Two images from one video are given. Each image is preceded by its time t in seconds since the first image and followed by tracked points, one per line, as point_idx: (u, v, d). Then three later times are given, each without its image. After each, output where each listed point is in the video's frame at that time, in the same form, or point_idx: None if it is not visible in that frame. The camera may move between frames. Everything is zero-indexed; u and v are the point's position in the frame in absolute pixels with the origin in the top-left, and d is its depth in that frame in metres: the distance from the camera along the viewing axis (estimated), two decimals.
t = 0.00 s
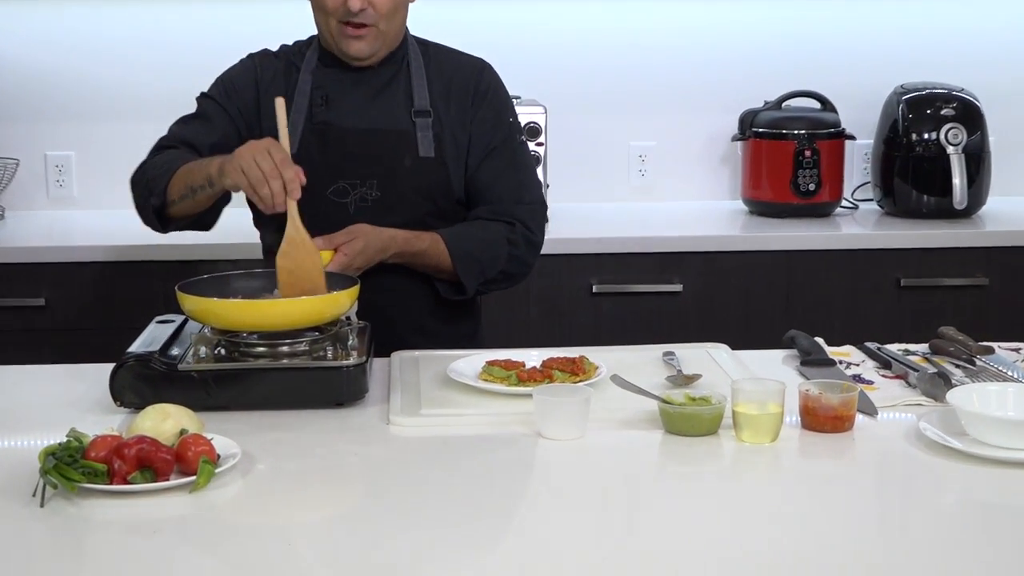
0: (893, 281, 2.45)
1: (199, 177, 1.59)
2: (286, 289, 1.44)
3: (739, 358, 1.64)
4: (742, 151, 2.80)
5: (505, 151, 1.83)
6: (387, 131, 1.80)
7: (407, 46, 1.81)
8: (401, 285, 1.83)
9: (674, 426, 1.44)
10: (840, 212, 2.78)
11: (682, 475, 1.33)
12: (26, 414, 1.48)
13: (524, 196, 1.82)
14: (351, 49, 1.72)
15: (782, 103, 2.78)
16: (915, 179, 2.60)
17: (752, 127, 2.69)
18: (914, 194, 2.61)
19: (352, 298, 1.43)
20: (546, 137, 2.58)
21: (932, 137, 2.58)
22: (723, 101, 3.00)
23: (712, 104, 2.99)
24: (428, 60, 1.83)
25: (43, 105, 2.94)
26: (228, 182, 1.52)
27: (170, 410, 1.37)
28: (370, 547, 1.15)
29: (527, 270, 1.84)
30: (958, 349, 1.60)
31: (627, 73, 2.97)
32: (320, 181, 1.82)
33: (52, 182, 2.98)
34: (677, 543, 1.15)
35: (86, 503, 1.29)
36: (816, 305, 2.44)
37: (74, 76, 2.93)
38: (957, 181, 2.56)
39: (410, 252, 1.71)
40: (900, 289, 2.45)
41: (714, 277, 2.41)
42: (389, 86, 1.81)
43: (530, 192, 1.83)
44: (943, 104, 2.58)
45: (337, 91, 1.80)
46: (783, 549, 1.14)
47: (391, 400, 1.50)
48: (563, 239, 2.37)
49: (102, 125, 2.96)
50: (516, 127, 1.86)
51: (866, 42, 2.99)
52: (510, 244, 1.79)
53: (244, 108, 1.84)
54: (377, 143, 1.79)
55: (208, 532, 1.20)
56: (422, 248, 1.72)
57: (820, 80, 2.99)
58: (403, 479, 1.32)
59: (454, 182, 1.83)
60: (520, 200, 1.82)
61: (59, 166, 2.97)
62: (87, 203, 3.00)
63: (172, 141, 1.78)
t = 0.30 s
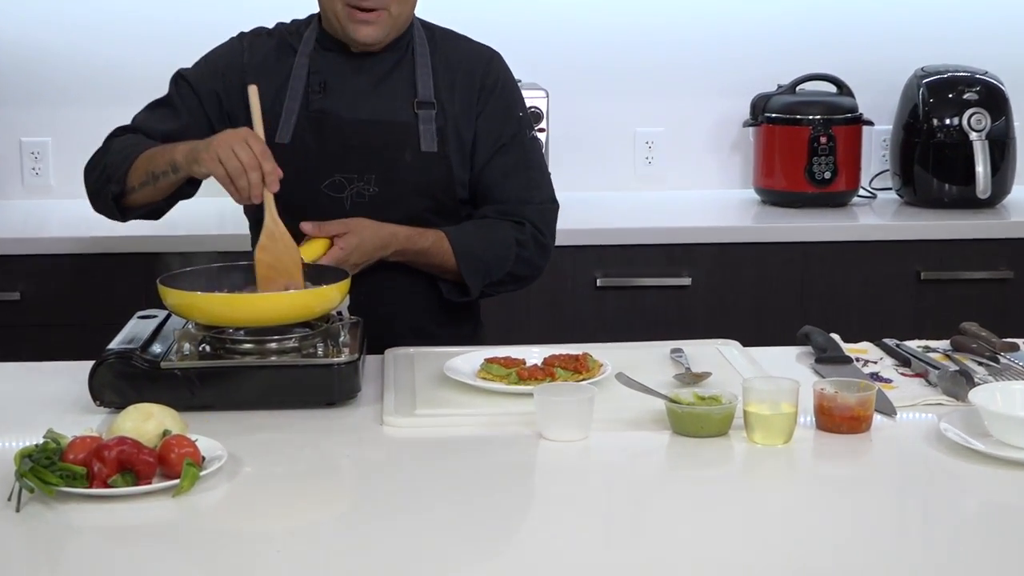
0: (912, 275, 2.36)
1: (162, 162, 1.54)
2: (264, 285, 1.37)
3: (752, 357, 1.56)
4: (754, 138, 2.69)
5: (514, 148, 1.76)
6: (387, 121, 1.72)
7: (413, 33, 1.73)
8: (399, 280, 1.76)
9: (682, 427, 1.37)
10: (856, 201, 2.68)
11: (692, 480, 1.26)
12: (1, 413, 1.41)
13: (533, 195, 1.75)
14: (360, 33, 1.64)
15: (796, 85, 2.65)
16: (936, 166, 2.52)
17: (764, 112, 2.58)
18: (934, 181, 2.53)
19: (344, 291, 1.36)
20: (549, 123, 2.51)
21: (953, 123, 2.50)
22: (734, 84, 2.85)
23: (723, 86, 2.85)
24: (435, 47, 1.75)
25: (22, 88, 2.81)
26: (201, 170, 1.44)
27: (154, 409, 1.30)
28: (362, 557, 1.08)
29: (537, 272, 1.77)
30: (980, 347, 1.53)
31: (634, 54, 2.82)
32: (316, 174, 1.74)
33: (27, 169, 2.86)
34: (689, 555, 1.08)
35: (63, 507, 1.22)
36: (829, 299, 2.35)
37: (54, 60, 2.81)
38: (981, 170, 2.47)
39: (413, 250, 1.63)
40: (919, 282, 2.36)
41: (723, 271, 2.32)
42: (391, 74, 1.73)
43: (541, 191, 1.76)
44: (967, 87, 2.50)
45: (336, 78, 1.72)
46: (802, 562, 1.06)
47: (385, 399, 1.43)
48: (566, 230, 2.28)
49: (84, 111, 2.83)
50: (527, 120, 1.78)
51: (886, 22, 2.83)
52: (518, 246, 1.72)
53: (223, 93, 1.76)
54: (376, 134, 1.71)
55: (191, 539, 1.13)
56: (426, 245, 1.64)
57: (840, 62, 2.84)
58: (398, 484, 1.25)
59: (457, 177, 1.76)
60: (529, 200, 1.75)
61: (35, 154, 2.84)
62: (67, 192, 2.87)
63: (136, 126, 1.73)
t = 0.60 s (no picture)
0: (932, 267, 2.26)
1: (143, 139, 1.48)
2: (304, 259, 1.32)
3: (765, 354, 1.49)
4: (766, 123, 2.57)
5: (512, 136, 1.69)
6: (376, 109, 1.65)
7: (403, 16, 1.66)
8: (393, 272, 1.70)
9: (690, 426, 1.30)
10: (874, 189, 2.59)
11: (700, 483, 1.20)
12: None
13: (532, 184, 1.69)
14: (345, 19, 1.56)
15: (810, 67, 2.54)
16: (957, 152, 2.43)
17: (777, 96, 2.46)
18: (957, 168, 2.44)
19: (334, 284, 1.30)
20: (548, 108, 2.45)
21: (976, 107, 2.40)
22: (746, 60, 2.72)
23: (734, 63, 2.72)
24: (426, 31, 1.68)
25: None
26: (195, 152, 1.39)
27: (135, 408, 1.24)
28: (349, 567, 1.01)
29: (539, 265, 1.71)
30: (1004, 342, 1.47)
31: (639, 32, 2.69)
32: (299, 164, 1.67)
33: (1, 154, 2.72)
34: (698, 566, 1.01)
35: (36, 511, 1.15)
36: (843, 292, 2.25)
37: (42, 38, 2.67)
38: (1004, 156, 2.38)
39: (408, 241, 1.56)
40: (939, 275, 2.26)
41: (733, 263, 2.23)
42: (380, 59, 1.66)
43: (540, 181, 1.70)
44: (990, 69, 2.39)
45: (322, 63, 1.65)
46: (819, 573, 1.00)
47: (379, 397, 1.36)
48: (570, 220, 2.19)
49: (72, 92, 2.70)
50: (524, 106, 1.72)
51: None
52: (517, 237, 1.66)
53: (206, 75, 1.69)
54: (365, 122, 1.65)
55: (170, 546, 1.07)
56: (422, 236, 1.58)
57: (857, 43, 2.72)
58: (389, 487, 1.18)
59: (450, 166, 1.69)
60: (528, 189, 1.68)
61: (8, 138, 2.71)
62: (45, 178, 2.74)
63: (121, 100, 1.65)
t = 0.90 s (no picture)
0: (953, 257, 2.16)
1: (93, 128, 1.42)
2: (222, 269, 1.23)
3: (775, 348, 1.43)
4: (778, 106, 2.48)
5: (505, 122, 1.64)
6: (365, 93, 1.58)
7: None
8: (385, 264, 1.63)
9: (699, 424, 1.24)
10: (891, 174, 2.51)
11: (709, 486, 1.13)
12: None
13: (527, 173, 1.63)
14: None
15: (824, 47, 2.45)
16: (979, 136, 2.35)
17: (790, 77, 2.37)
18: (980, 155, 2.35)
19: (323, 276, 1.24)
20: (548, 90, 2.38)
21: (998, 89, 2.32)
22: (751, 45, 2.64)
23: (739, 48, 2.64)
24: (417, 11, 1.62)
25: None
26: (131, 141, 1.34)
27: (113, 406, 1.18)
28: None
29: (529, 258, 1.64)
30: None
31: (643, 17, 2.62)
32: (284, 151, 1.60)
33: None
34: None
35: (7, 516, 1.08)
36: (859, 282, 2.17)
37: (29, 16, 2.58)
38: None
39: (399, 232, 1.50)
40: (960, 266, 2.16)
41: (746, 253, 2.14)
42: (369, 40, 1.59)
43: (534, 170, 1.64)
44: (1014, 49, 2.31)
45: (309, 44, 1.58)
46: None
47: (370, 394, 1.30)
48: (573, 207, 2.10)
49: (58, 74, 2.61)
50: (517, 92, 1.66)
51: None
52: (512, 228, 1.60)
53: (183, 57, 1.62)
54: (354, 107, 1.58)
55: (149, 553, 1.00)
56: (413, 227, 1.51)
57: (869, 19, 2.64)
58: (382, 490, 1.12)
59: (440, 153, 1.63)
60: (523, 178, 1.63)
61: None
62: (23, 162, 2.66)
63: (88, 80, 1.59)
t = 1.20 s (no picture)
0: (974, 248, 2.08)
1: (93, 112, 1.38)
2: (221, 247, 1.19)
3: (786, 344, 1.36)
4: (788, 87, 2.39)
5: (496, 103, 1.57)
6: (347, 71, 1.51)
7: None
8: (376, 256, 1.57)
9: (706, 424, 1.18)
10: (908, 161, 2.40)
11: (716, 490, 1.07)
12: None
13: (521, 156, 1.57)
14: None
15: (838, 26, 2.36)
16: (1000, 119, 2.27)
17: (801, 58, 2.29)
18: (1000, 138, 2.27)
19: (308, 267, 1.17)
20: (547, 71, 2.30)
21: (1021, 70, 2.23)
22: (758, 25, 2.55)
23: (745, 29, 2.55)
24: None
25: None
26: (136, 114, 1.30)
27: (87, 405, 1.11)
28: None
29: (529, 244, 1.59)
30: None
31: None
32: (260, 132, 1.53)
33: None
34: None
35: None
36: (872, 274, 2.09)
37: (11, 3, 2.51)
38: None
39: (391, 218, 1.44)
40: (981, 257, 2.09)
41: (756, 242, 2.07)
42: (350, 17, 1.52)
43: (529, 152, 1.58)
44: None
45: (285, 21, 1.51)
46: None
47: (358, 392, 1.24)
48: (574, 195, 2.03)
49: (41, 58, 2.53)
50: (510, 70, 1.59)
51: None
52: (507, 213, 1.54)
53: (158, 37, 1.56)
54: (335, 86, 1.51)
55: (120, 561, 0.94)
56: (405, 213, 1.45)
57: None
58: (370, 495, 1.05)
59: (427, 134, 1.55)
60: (517, 161, 1.56)
61: None
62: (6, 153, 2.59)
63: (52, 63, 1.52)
